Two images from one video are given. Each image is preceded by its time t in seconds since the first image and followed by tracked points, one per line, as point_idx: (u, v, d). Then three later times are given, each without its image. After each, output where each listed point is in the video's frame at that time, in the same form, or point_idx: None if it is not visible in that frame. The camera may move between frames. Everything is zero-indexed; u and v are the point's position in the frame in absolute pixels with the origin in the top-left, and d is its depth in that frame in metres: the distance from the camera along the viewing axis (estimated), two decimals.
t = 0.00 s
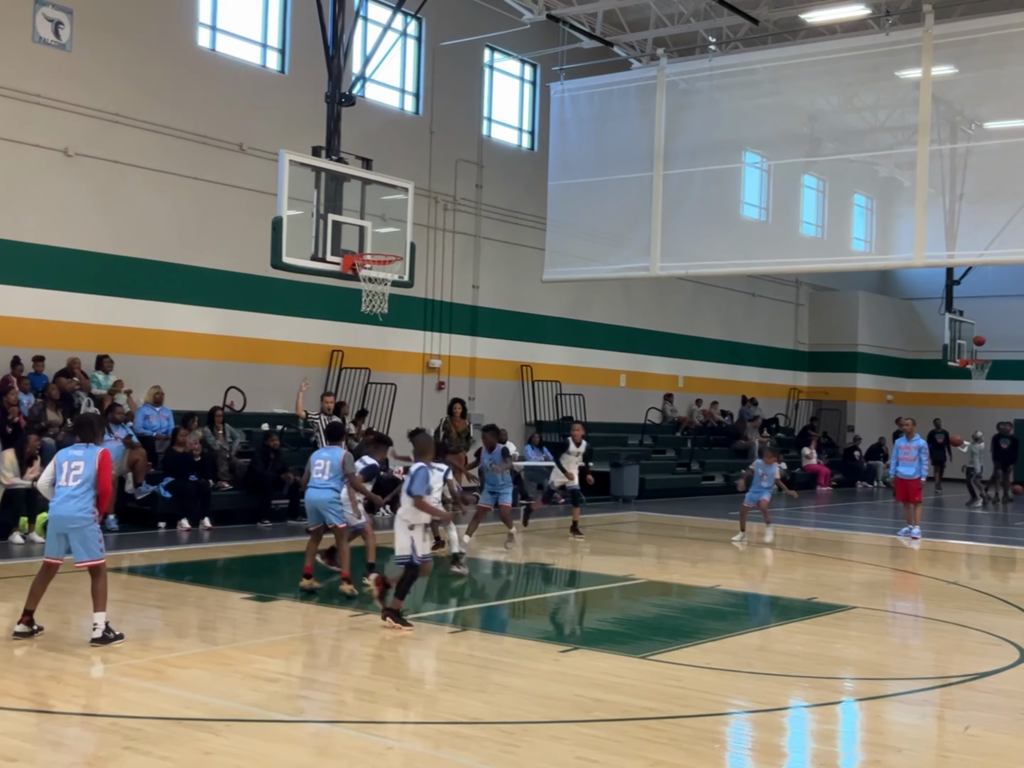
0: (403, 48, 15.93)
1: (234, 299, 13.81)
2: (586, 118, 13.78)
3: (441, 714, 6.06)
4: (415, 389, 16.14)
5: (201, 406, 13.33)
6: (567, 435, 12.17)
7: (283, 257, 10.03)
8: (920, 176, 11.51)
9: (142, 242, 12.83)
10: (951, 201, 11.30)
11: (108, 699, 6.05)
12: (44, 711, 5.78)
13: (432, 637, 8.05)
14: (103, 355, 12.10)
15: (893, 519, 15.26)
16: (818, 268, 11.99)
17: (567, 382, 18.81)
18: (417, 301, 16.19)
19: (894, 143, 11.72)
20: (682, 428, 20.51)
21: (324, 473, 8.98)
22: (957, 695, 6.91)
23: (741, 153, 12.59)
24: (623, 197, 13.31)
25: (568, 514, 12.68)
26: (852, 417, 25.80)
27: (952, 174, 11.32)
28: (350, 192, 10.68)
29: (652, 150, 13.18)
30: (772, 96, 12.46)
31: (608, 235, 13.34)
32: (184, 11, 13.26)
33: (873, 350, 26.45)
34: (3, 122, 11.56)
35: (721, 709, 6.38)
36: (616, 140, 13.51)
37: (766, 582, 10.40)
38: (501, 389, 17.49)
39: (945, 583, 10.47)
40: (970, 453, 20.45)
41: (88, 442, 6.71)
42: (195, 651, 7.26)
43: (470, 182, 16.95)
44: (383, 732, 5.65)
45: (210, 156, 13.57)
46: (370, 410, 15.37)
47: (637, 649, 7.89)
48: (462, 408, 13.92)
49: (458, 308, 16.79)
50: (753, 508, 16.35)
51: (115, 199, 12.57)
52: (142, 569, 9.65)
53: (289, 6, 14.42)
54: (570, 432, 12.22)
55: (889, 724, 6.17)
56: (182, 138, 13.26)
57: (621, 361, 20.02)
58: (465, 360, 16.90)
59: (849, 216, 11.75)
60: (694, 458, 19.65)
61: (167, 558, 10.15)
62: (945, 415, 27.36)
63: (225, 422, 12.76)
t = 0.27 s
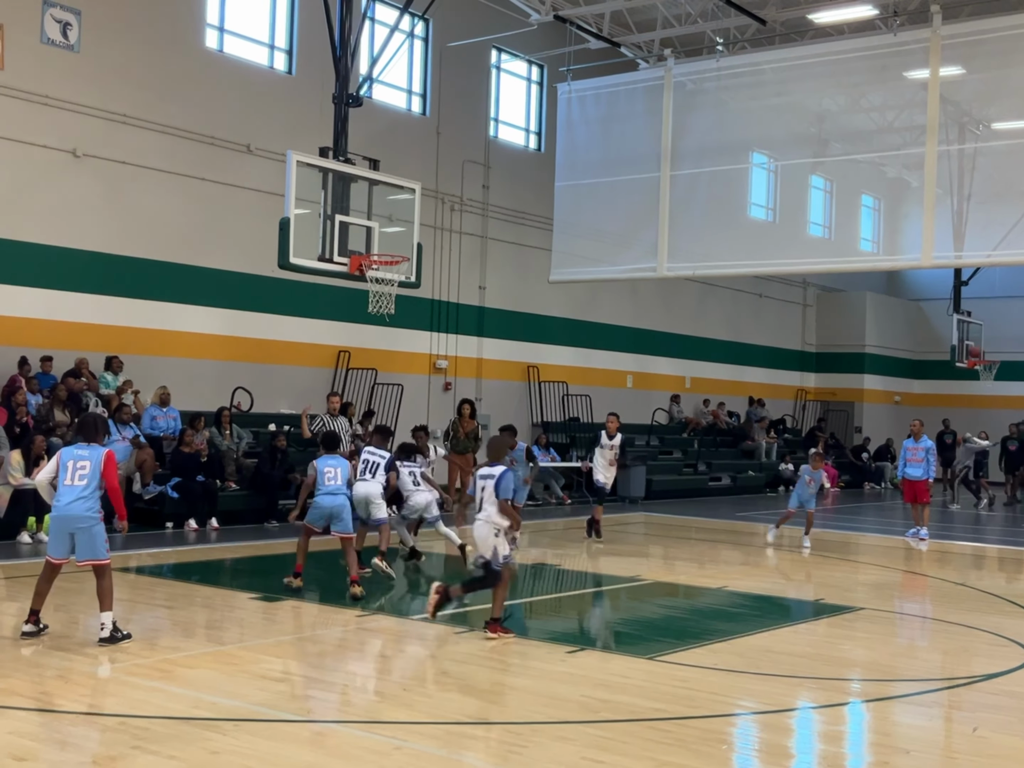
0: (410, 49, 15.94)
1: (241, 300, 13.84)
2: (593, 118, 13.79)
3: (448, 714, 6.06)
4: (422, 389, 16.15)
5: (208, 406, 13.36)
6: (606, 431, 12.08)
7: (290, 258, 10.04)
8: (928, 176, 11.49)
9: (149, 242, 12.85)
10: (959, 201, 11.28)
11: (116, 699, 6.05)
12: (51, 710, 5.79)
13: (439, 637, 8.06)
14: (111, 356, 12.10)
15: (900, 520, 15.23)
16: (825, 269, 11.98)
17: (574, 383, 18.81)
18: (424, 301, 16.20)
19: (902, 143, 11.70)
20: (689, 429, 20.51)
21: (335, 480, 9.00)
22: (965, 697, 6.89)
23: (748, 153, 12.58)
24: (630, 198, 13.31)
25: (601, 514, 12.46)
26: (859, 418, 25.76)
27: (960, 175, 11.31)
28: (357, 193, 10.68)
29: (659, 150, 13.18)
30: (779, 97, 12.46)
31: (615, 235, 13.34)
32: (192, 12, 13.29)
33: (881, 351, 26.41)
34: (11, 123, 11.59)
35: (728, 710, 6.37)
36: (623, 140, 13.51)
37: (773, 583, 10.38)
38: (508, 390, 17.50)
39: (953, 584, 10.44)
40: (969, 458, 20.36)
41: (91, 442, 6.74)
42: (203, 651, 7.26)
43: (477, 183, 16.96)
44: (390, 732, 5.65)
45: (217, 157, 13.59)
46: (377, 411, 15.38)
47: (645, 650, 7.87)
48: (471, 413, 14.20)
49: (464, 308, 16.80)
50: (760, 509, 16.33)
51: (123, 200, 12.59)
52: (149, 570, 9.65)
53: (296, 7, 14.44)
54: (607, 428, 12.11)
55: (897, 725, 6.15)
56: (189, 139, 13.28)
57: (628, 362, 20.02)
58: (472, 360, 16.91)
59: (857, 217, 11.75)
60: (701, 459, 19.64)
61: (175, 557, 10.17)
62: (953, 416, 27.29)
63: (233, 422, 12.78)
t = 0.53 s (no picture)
0: (417, 50, 15.94)
1: (248, 301, 13.85)
2: (600, 119, 13.78)
3: (454, 715, 6.06)
4: (429, 390, 16.15)
5: (215, 407, 13.38)
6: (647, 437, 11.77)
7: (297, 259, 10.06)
8: (935, 178, 11.48)
9: (156, 243, 12.87)
10: (966, 202, 11.26)
11: (122, 699, 6.06)
12: (58, 710, 5.81)
13: (445, 638, 8.06)
14: (119, 358, 12.14)
15: (908, 522, 15.19)
16: (833, 270, 11.97)
17: (581, 384, 18.80)
18: (431, 302, 16.20)
19: (910, 144, 11.69)
20: (695, 430, 20.50)
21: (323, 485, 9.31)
22: (972, 699, 6.86)
23: (755, 154, 12.57)
24: (637, 199, 13.30)
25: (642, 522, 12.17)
26: (866, 420, 25.72)
27: (967, 176, 11.29)
28: (363, 194, 10.70)
29: (666, 152, 13.17)
30: (786, 98, 12.45)
31: (622, 237, 13.33)
32: (199, 13, 13.31)
33: (888, 352, 26.36)
34: (19, 124, 11.62)
35: (735, 712, 6.35)
36: (630, 141, 13.51)
37: (780, 585, 10.37)
38: (515, 391, 17.50)
39: (961, 586, 10.41)
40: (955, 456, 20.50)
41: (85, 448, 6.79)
42: (209, 651, 7.27)
43: (483, 184, 16.96)
44: (397, 733, 5.65)
45: (224, 158, 13.62)
46: (383, 411, 15.38)
47: (652, 652, 7.86)
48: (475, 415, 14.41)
49: (471, 309, 16.80)
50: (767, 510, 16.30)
51: (130, 201, 12.61)
52: (157, 570, 9.67)
53: (303, 8, 14.46)
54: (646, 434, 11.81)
55: (904, 727, 6.13)
56: (195, 140, 13.29)
57: (635, 363, 20.00)
58: (479, 361, 16.92)
59: (864, 218, 11.74)
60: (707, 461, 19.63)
61: (181, 558, 10.20)
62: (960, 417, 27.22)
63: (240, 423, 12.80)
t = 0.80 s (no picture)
0: (423, 52, 15.95)
1: (254, 303, 13.87)
2: (606, 121, 13.78)
3: (460, 716, 6.06)
4: (434, 392, 16.16)
5: (221, 408, 13.40)
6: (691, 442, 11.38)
7: (304, 260, 10.07)
8: (942, 180, 11.47)
9: (162, 245, 12.88)
10: (973, 205, 11.25)
11: (129, 700, 6.08)
12: (65, 710, 5.82)
13: (451, 639, 8.06)
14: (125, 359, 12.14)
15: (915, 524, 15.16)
16: (838, 272, 11.96)
17: (586, 386, 18.80)
18: (437, 304, 16.21)
19: (916, 146, 11.67)
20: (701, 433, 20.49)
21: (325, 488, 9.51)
22: (978, 702, 6.85)
23: (762, 156, 12.57)
24: (643, 201, 13.31)
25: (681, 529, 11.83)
26: (872, 422, 25.68)
27: (974, 179, 11.27)
28: (369, 195, 10.69)
29: (672, 153, 13.17)
30: (793, 100, 12.45)
31: (628, 239, 13.34)
32: (206, 15, 13.34)
33: (894, 355, 26.32)
34: (26, 126, 11.65)
35: (740, 714, 6.35)
36: (636, 142, 13.51)
37: (786, 587, 10.36)
38: (520, 393, 17.51)
39: (967, 589, 10.39)
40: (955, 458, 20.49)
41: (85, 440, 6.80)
42: (216, 652, 7.28)
43: (489, 186, 16.96)
44: (403, 734, 5.65)
45: (231, 160, 13.64)
46: (389, 413, 15.39)
47: (657, 654, 7.85)
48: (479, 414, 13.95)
49: (477, 311, 16.81)
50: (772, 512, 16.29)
51: (136, 203, 12.63)
52: (162, 570, 9.70)
53: (310, 9, 14.47)
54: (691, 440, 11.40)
55: (909, 730, 6.12)
56: (202, 141, 13.31)
57: (640, 365, 20.00)
58: (485, 363, 16.93)
59: (871, 220, 11.75)
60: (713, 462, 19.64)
61: (187, 559, 10.20)
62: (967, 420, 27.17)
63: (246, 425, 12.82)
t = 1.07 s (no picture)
0: (427, 55, 15.97)
1: (258, 305, 13.88)
2: (610, 125, 13.79)
3: (463, 720, 6.05)
4: (438, 394, 16.16)
5: (225, 411, 13.41)
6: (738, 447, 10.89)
7: (308, 262, 10.08)
8: (946, 183, 11.47)
9: (167, 247, 12.90)
10: (977, 208, 11.24)
11: (132, 702, 6.08)
12: (68, 712, 5.82)
13: (454, 642, 8.05)
14: (128, 360, 12.15)
15: (919, 528, 15.14)
16: (842, 276, 11.96)
17: (590, 389, 18.79)
18: (441, 307, 16.22)
19: (920, 149, 11.67)
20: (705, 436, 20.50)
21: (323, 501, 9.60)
22: (982, 706, 6.84)
23: (766, 160, 12.58)
24: (647, 205, 13.31)
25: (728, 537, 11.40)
26: (876, 426, 25.66)
27: (978, 182, 11.26)
28: (374, 198, 10.73)
29: (676, 157, 13.18)
30: (797, 104, 12.46)
31: (632, 242, 13.33)
32: (211, 18, 13.36)
33: (898, 358, 26.31)
34: (31, 128, 11.67)
35: (743, 718, 6.34)
36: (640, 146, 13.51)
37: (789, 591, 10.35)
38: (524, 396, 17.51)
39: (971, 593, 10.38)
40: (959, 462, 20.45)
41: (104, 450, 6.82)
42: (219, 655, 7.28)
43: (493, 189, 16.97)
44: (407, 738, 5.64)
45: (235, 162, 13.65)
46: (392, 415, 15.39)
47: (660, 658, 7.84)
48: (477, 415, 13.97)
49: (481, 314, 16.81)
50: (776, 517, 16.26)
51: (141, 205, 12.65)
52: (165, 571, 9.79)
53: (315, 12, 14.49)
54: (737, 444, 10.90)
55: (913, 734, 6.11)
56: (206, 144, 13.33)
57: (644, 368, 19.99)
58: (488, 366, 16.92)
59: (874, 223, 11.76)
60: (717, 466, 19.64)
61: (190, 562, 10.20)
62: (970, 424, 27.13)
63: (249, 427, 12.83)
